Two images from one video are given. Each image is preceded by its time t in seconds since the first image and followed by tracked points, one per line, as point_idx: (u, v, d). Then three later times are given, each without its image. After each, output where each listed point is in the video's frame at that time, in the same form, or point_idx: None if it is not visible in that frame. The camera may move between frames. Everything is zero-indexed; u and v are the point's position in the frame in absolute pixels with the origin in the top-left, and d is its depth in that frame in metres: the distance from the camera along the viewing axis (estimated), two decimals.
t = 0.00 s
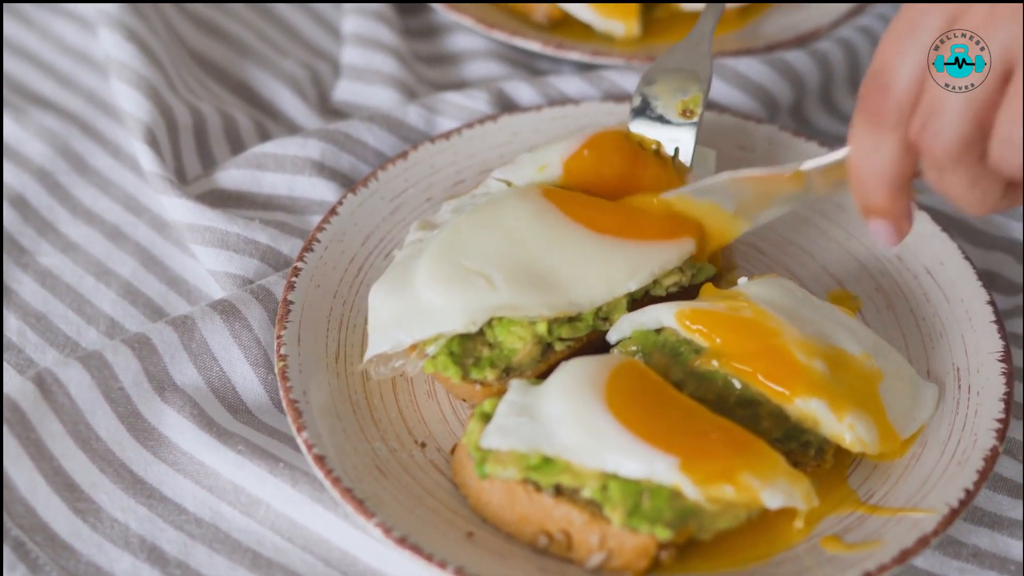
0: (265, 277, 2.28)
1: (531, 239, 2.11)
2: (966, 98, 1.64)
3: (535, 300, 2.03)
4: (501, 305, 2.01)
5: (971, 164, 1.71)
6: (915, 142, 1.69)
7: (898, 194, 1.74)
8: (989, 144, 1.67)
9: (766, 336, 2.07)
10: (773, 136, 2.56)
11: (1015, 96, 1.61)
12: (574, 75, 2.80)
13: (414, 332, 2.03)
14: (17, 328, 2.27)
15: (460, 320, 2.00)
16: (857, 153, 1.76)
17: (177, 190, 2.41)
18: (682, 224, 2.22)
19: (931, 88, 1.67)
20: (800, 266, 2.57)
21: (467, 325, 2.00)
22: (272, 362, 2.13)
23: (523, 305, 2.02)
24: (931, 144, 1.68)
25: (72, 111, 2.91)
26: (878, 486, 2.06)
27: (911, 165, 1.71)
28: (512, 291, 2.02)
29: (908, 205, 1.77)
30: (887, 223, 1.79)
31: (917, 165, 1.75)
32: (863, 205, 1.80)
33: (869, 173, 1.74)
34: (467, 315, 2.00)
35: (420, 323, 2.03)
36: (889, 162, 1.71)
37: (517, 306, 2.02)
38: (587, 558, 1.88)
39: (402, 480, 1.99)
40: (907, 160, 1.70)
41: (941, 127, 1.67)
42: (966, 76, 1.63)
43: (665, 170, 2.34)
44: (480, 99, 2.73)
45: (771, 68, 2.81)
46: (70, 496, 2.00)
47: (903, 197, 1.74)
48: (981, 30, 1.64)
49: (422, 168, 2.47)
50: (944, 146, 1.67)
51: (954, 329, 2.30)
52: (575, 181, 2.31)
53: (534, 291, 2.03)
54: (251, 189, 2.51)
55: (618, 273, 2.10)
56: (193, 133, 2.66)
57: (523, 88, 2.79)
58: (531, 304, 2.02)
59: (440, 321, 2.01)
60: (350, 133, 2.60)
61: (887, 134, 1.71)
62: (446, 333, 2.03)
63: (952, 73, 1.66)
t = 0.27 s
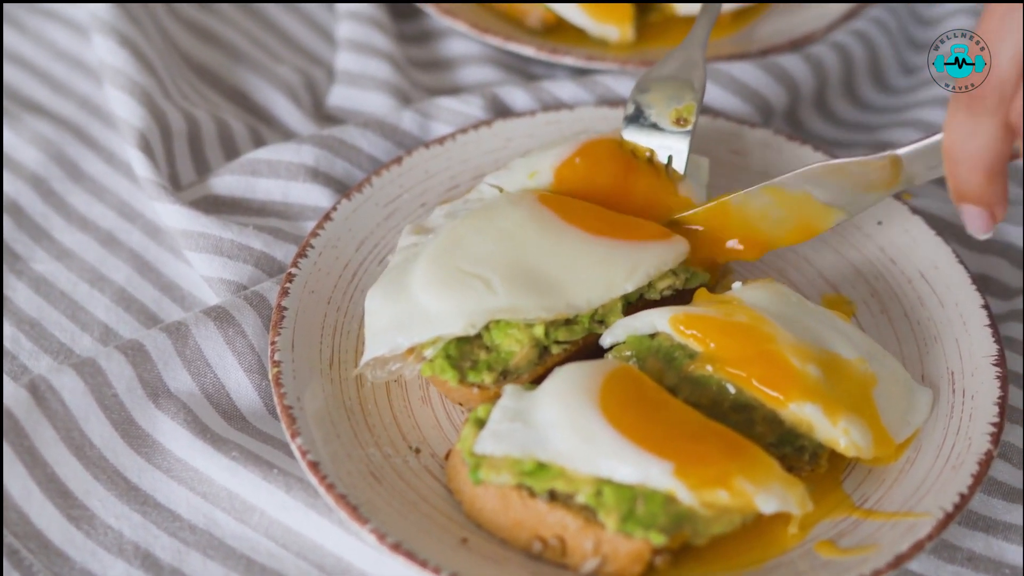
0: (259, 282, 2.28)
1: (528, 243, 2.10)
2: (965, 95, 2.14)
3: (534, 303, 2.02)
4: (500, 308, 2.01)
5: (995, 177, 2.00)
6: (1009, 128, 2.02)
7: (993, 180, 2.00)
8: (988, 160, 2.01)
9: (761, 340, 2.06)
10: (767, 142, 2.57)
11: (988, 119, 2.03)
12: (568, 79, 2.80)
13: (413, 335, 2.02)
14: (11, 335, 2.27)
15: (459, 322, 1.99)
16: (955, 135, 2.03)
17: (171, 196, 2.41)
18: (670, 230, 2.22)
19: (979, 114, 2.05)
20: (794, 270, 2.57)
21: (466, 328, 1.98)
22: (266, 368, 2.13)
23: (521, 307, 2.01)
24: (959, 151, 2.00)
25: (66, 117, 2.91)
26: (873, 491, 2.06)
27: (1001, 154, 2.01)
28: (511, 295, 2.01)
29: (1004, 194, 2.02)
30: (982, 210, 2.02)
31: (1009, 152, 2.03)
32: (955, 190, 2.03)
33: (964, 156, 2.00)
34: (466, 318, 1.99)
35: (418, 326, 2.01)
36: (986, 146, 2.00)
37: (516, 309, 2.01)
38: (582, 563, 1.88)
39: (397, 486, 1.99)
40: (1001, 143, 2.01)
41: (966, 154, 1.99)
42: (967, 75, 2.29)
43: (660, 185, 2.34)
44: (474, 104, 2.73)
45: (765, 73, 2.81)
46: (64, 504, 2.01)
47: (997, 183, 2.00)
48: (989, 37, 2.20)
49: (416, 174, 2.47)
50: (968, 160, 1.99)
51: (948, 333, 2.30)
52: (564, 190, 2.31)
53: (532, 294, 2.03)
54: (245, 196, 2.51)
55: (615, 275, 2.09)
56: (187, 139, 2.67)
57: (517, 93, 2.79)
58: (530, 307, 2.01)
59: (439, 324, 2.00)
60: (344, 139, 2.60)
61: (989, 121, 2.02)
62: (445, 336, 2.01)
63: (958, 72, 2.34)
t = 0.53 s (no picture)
0: (256, 286, 2.29)
1: (523, 246, 2.10)
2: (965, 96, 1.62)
3: (527, 306, 2.03)
4: (493, 311, 2.01)
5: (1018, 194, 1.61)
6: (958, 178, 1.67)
7: (940, 232, 1.75)
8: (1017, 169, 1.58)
9: (757, 342, 2.07)
10: (762, 143, 2.57)
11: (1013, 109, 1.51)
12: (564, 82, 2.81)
13: (406, 337, 2.03)
14: (8, 339, 2.27)
15: (451, 325, 1.99)
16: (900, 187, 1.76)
17: (167, 199, 2.41)
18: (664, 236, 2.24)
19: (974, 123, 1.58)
20: (791, 272, 2.58)
21: (457, 330, 1.99)
22: (263, 371, 2.12)
23: (514, 311, 2.01)
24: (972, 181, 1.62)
25: (62, 121, 2.92)
26: (870, 492, 2.06)
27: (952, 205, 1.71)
28: (504, 298, 2.02)
29: (955, 242, 1.78)
30: (931, 259, 1.80)
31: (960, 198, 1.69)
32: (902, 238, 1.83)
33: (911, 208, 1.75)
34: (458, 320, 1.99)
35: (411, 329, 2.03)
36: (934, 199, 1.70)
37: (509, 313, 2.02)
38: (579, 565, 1.88)
39: (394, 488, 1.99)
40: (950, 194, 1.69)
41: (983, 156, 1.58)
42: (967, 75, 1.73)
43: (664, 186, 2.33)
44: (470, 107, 2.73)
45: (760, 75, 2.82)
46: (62, 507, 2.01)
47: (945, 235, 1.75)
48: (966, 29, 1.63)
49: (413, 176, 2.48)
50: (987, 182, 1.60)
51: (944, 335, 2.31)
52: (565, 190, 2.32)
53: (526, 297, 2.03)
54: (242, 199, 2.51)
55: (610, 280, 2.09)
56: (183, 142, 2.67)
57: (513, 96, 2.80)
58: (523, 311, 2.02)
59: (432, 326, 2.01)
60: (340, 142, 2.60)
61: (932, 167, 1.68)
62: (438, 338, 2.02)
63: (954, 72, 1.79)
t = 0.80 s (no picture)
0: (255, 288, 2.29)
1: (522, 248, 2.11)
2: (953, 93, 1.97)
3: (525, 307, 2.03)
4: (492, 312, 2.02)
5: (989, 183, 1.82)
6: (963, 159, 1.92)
7: (981, 182, 1.82)
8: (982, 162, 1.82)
9: (754, 342, 2.07)
10: (759, 146, 2.58)
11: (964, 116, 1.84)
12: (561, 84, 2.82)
13: (404, 336, 2.03)
14: (7, 341, 2.28)
15: (450, 325, 1.99)
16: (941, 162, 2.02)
17: (166, 202, 2.42)
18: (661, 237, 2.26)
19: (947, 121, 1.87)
20: (788, 273, 2.59)
21: (456, 330, 1.99)
22: (262, 373, 2.13)
23: (512, 311, 2.02)
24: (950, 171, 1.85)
25: (60, 124, 2.92)
26: (867, 492, 2.07)
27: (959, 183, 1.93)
28: (503, 299, 2.02)
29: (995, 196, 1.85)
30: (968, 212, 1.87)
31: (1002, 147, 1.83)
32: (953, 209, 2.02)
33: (955, 160, 1.84)
34: (457, 320, 2.00)
35: (410, 328, 2.02)
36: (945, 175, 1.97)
37: (507, 313, 2.02)
38: (577, 566, 1.88)
39: (392, 489, 1.99)
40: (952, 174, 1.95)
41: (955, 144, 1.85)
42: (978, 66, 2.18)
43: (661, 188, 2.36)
44: (467, 109, 2.74)
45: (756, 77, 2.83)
46: (61, 508, 2.01)
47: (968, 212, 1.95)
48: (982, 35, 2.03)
49: (411, 178, 2.48)
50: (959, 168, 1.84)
51: (940, 336, 2.32)
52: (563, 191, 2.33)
53: (523, 298, 2.04)
54: (240, 201, 2.51)
55: (608, 281, 2.10)
56: (182, 145, 2.67)
57: (510, 98, 2.80)
58: (520, 311, 2.02)
59: (431, 326, 2.01)
60: (338, 144, 2.61)
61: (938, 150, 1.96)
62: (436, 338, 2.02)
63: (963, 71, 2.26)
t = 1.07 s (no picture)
0: (250, 293, 2.29)
1: (517, 252, 2.12)
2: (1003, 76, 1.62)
3: (519, 312, 2.04)
4: (487, 317, 2.02)
5: None
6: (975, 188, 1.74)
7: (960, 242, 1.81)
8: None
9: (747, 347, 2.08)
10: (753, 152, 2.59)
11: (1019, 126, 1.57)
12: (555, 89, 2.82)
13: (399, 341, 2.03)
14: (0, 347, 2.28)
15: (445, 330, 2.00)
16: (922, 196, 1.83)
17: (161, 207, 2.42)
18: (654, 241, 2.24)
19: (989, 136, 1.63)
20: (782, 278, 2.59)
21: (451, 335, 2.00)
22: (256, 378, 2.13)
23: (506, 316, 2.02)
24: (987, 193, 1.67)
25: (55, 129, 2.93)
26: (861, 497, 2.07)
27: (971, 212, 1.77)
28: (497, 303, 2.03)
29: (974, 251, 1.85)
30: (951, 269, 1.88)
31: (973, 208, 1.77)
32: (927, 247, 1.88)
33: (926, 217, 1.82)
34: (451, 325, 2.00)
35: (405, 332, 2.03)
36: (952, 210, 1.78)
37: (502, 317, 2.02)
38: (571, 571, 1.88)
39: (387, 494, 2.00)
40: (966, 203, 1.76)
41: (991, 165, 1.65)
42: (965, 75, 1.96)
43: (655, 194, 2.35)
44: (461, 114, 2.75)
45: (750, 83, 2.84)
46: (55, 514, 2.01)
47: (965, 246, 1.82)
48: (984, 30, 1.72)
49: (405, 184, 2.49)
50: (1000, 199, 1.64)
51: (934, 341, 2.32)
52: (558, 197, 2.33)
53: (518, 302, 2.04)
54: (235, 207, 2.52)
55: (602, 285, 2.10)
56: (177, 150, 2.68)
57: (505, 104, 2.81)
58: (515, 315, 2.03)
59: (425, 330, 2.02)
60: (333, 150, 2.61)
61: (949, 177, 1.75)
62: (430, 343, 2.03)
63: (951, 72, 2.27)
